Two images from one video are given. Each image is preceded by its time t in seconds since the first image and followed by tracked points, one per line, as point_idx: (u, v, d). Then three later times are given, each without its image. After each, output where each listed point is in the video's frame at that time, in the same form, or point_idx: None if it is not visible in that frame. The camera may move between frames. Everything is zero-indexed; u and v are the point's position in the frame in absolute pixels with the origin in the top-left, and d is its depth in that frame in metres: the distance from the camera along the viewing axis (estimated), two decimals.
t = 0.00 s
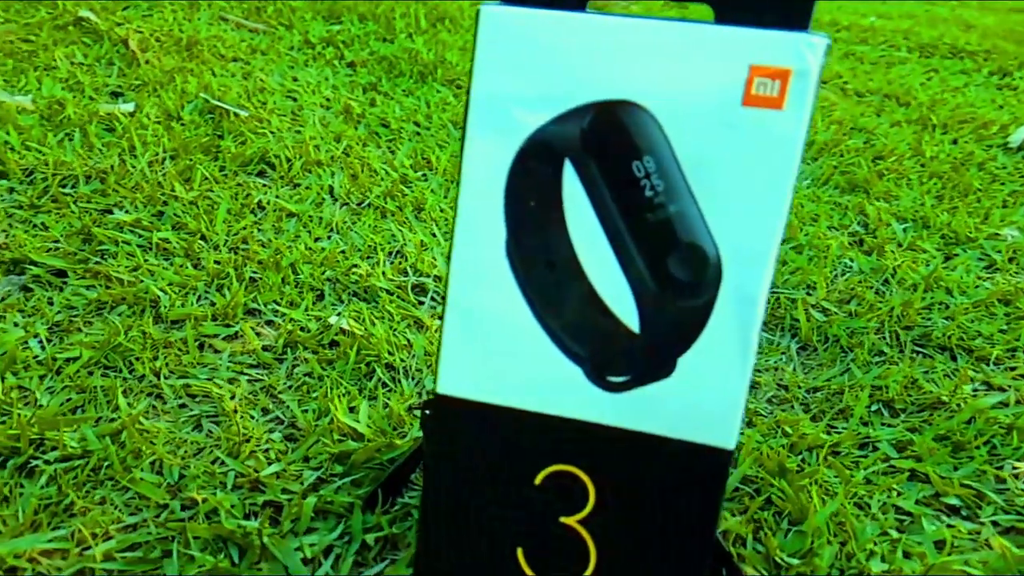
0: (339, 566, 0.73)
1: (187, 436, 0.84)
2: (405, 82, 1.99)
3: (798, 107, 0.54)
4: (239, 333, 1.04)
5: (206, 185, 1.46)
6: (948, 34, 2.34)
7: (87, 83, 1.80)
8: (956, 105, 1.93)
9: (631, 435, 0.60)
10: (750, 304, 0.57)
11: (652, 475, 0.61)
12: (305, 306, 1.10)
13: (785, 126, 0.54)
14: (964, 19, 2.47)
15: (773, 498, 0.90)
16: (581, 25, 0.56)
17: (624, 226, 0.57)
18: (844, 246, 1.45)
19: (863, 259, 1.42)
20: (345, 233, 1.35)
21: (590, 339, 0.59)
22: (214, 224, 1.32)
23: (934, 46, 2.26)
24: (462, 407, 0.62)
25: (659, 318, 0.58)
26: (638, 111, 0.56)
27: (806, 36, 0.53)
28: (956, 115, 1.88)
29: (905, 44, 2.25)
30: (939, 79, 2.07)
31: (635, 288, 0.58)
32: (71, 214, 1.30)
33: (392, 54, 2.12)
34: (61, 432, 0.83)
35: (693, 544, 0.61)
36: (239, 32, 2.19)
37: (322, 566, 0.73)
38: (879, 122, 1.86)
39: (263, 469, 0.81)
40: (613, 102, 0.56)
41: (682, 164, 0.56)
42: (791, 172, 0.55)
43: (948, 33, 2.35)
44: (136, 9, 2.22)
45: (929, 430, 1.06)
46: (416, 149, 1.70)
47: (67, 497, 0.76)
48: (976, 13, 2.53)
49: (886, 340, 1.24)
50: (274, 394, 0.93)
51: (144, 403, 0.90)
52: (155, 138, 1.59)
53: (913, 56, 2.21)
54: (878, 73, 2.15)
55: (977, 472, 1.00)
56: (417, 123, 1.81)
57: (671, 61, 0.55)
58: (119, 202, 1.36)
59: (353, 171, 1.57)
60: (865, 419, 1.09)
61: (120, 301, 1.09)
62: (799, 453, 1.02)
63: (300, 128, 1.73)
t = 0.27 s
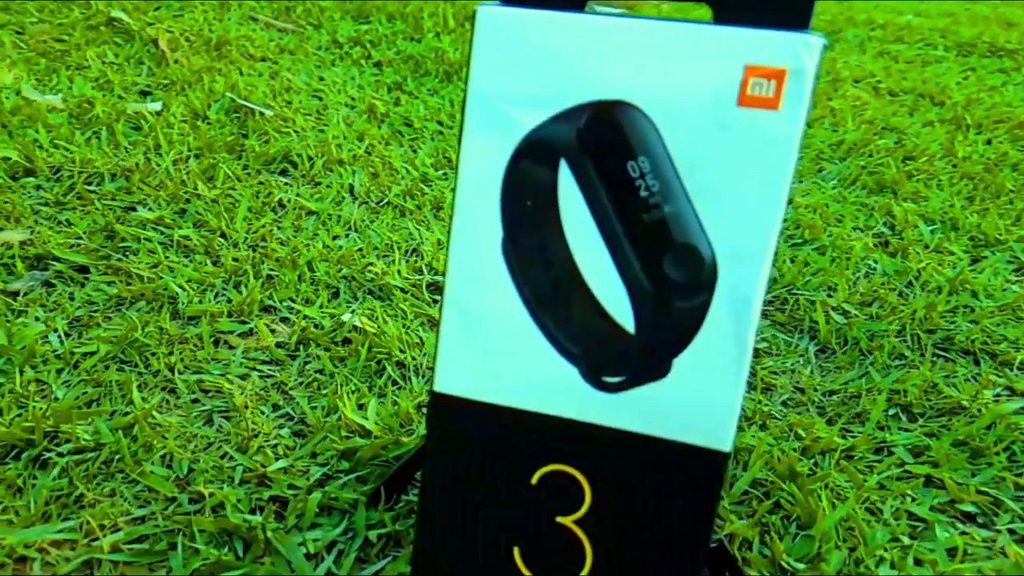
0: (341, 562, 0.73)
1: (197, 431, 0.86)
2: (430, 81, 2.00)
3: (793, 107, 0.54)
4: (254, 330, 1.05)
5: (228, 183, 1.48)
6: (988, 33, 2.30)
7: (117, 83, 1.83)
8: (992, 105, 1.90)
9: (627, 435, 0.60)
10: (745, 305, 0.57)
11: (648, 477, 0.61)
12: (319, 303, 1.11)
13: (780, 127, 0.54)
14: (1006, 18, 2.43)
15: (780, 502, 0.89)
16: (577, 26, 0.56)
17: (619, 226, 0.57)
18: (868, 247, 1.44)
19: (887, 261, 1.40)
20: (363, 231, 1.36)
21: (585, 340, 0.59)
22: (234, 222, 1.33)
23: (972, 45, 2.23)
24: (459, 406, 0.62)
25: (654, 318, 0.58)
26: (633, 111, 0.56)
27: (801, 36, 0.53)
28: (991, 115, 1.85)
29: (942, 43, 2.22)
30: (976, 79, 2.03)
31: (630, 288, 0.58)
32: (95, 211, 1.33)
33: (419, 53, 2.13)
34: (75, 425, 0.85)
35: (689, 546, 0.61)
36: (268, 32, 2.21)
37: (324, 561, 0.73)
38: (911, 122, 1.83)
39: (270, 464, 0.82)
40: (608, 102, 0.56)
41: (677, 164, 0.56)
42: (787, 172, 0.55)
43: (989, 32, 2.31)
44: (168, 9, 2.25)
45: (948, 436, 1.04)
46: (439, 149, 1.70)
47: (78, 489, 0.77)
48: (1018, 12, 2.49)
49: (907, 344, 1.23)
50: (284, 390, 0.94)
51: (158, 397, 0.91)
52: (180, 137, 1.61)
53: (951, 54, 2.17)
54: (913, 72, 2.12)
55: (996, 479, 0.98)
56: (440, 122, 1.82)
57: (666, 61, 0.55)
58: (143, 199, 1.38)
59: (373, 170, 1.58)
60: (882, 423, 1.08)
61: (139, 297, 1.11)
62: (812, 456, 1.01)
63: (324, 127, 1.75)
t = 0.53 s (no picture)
0: (348, 557, 0.74)
1: (212, 425, 0.87)
2: (456, 81, 2.01)
3: (792, 107, 0.54)
4: (272, 327, 1.07)
5: (253, 181, 1.50)
6: None
7: (148, 83, 1.86)
8: None
9: (627, 435, 0.60)
10: (745, 306, 0.56)
11: (649, 477, 0.61)
12: (337, 301, 1.13)
13: (780, 127, 0.54)
14: None
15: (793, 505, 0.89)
16: (577, 27, 0.56)
17: (619, 225, 0.57)
18: (894, 249, 1.42)
19: (914, 262, 1.39)
20: (384, 230, 1.37)
21: (585, 339, 0.59)
22: (257, 221, 1.35)
23: (1013, 43, 2.19)
24: (461, 405, 0.63)
25: (654, 319, 0.58)
26: (633, 111, 0.56)
27: (800, 36, 0.53)
28: None
29: (981, 41, 2.19)
30: (1014, 78, 2.00)
31: (630, 288, 0.58)
32: (122, 210, 1.35)
33: (447, 53, 2.14)
34: (94, 419, 0.87)
35: (690, 547, 0.61)
36: (298, 32, 2.23)
37: (331, 556, 0.74)
38: (945, 121, 1.80)
39: (282, 460, 0.83)
40: (608, 103, 0.56)
41: (677, 164, 0.56)
42: (786, 173, 0.55)
43: None
44: (200, 10, 2.28)
45: (969, 440, 1.03)
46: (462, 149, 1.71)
47: (94, 482, 0.79)
48: None
49: (931, 346, 1.21)
50: (299, 386, 0.95)
51: (175, 392, 0.93)
52: (207, 137, 1.63)
53: (990, 52, 2.14)
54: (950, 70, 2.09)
55: (1017, 485, 0.96)
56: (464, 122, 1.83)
57: (666, 61, 0.55)
58: (169, 198, 1.40)
59: (396, 170, 1.59)
60: (902, 427, 1.07)
61: (161, 294, 1.12)
62: (828, 459, 1.00)
63: (349, 127, 1.76)
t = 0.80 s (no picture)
0: (358, 553, 0.75)
1: (230, 421, 0.88)
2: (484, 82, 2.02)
3: (793, 109, 0.54)
4: (292, 325, 1.08)
5: (279, 182, 1.52)
6: None
7: (180, 85, 1.89)
8: None
9: (629, 436, 0.60)
10: (746, 307, 0.56)
11: (653, 479, 0.61)
12: (356, 300, 1.14)
13: (781, 129, 0.54)
14: None
15: (807, 508, 0.88)
16: (579, 30, 0.57)
17: (621, 226, 0.57)
18: (924, 251, 1.40)
19: (942, 265, 1.36)
20: (406, 230, 1.38)
21: (587, 339, 0.59)
22: (281, 221, 1.36)
23: None
24: (465, 404, 0.63)
25: (656, 319, 0.58)
26: (634, 113, 0.56)
27: (801, 38, 0.53)
28: None
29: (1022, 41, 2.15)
30: None
31: (632, 288, 0.58)
32: (151, 209, 1.37)
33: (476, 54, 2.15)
34: (115, 414, 0.88)
35: (693, 547, 0.61)
36: (329, 34, 2.25)
37: (342, 552, 0.75)
38: (981, 122, 1.77)
39: (296, 456, 0.84)
40: (610, 105, 0.57)
41: (678, 166, 0.56)
42: (787, 175, 0.54)
43: None
44: (233, 13, 2.32)
45: (992, 446, 1.01)
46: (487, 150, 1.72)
47: (112, 475, 0.81)
48: None
49: (957, 350, 1.19)
50: (316, 384, 0.96)
51: (196, 388, 0.94)
52: (236, 138, 1.66)
53: None
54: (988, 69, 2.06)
55: None
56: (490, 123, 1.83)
57: (667, 63, 0.56)
58: (196, 198, 1.42)
59: (420, 171, 1.60)
60: (923, 432, 1.05)
61: (185, 292, 1.14)
62: (845, 464, 0.99)
63: (376, 128, 1.78)
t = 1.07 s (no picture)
0: (372, 548, 0.76)
1: (250, 417, 0.89)
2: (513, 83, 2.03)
3: (801, 110, 0.53)
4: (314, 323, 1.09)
5: (307, 181, 1.53)
6: None
7: (213, 85, 1.92)
8: None
9: (636, 436, 0.60)
10: (753, 308, 0.56)
11: (659, 479, 0.61)
12: (378, 299, 1.15)
13: (788, 130, 0.54)
14: None
15: (825, 512, 0.87)
16: (587, 31, 0.57)
17: (628, 227, 0.58)
18: (956, 253, 1.38)
19: (974, 268, 1.34)
20: (430, 230, 1.39)
21: (594, 339, 0.60)
22: (308, 220, 1.38)
23: None
24: (474, 402, 0.64)
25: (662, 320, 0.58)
26: (642, 114, 0.57)
27: (809, 39, 0.53)
28: None
29: None
30: None
31: (638, 289, 0.58)
32: (181, 208, 1.40)
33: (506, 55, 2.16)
34: (140, 408, 0.90)
35: (701, 548, 0.61)
36: (361, 35, 2.28)
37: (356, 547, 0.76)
38: (1019, 122, 1.74)
39: (313, 452, 0.85)
40: (618, 106, 0.57)
41: (685, 167, 0.56)
42: (794, 176, 0.54)
43: None
44: (267, 15, 2.35)
45: (1019, 453, 0.99)
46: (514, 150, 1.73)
47: (135, 468, 0.82)
48: None
49: (986, 355, 1.18)
50: (336, 381, 0.97)
51: (218, 383, 0.96)
52: (266, 138, 1.68)
53: None
54: None
55: None
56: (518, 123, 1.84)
57: (675, 64, 0.56)
58: (226, 198, 1.44)
59: (446, 171, 1.61)
60: (948, 437, 1.04)
61: (212, 289, 1.15)
62: (866, 468, 0.98)
63: (404, 128, 1.79)
